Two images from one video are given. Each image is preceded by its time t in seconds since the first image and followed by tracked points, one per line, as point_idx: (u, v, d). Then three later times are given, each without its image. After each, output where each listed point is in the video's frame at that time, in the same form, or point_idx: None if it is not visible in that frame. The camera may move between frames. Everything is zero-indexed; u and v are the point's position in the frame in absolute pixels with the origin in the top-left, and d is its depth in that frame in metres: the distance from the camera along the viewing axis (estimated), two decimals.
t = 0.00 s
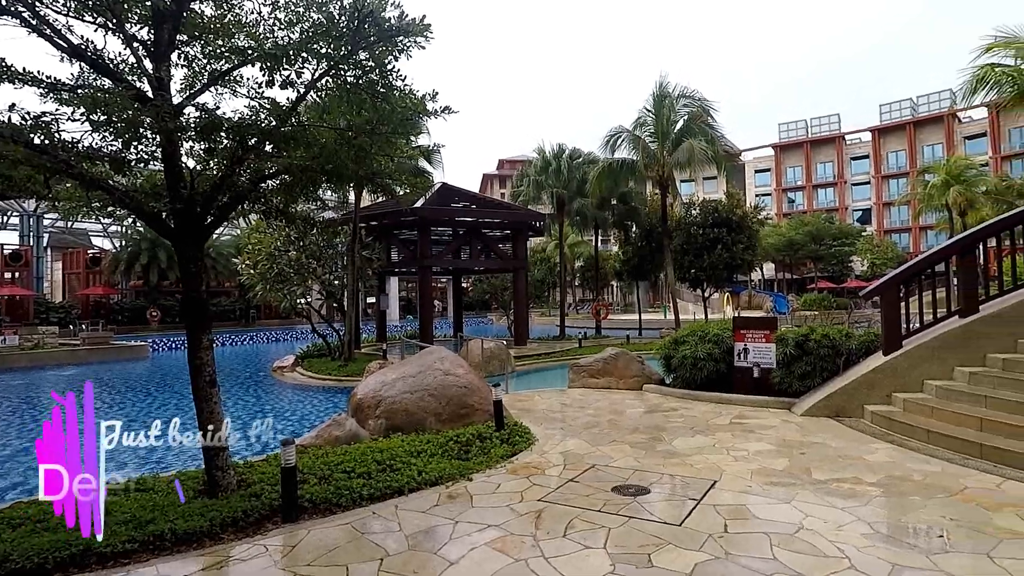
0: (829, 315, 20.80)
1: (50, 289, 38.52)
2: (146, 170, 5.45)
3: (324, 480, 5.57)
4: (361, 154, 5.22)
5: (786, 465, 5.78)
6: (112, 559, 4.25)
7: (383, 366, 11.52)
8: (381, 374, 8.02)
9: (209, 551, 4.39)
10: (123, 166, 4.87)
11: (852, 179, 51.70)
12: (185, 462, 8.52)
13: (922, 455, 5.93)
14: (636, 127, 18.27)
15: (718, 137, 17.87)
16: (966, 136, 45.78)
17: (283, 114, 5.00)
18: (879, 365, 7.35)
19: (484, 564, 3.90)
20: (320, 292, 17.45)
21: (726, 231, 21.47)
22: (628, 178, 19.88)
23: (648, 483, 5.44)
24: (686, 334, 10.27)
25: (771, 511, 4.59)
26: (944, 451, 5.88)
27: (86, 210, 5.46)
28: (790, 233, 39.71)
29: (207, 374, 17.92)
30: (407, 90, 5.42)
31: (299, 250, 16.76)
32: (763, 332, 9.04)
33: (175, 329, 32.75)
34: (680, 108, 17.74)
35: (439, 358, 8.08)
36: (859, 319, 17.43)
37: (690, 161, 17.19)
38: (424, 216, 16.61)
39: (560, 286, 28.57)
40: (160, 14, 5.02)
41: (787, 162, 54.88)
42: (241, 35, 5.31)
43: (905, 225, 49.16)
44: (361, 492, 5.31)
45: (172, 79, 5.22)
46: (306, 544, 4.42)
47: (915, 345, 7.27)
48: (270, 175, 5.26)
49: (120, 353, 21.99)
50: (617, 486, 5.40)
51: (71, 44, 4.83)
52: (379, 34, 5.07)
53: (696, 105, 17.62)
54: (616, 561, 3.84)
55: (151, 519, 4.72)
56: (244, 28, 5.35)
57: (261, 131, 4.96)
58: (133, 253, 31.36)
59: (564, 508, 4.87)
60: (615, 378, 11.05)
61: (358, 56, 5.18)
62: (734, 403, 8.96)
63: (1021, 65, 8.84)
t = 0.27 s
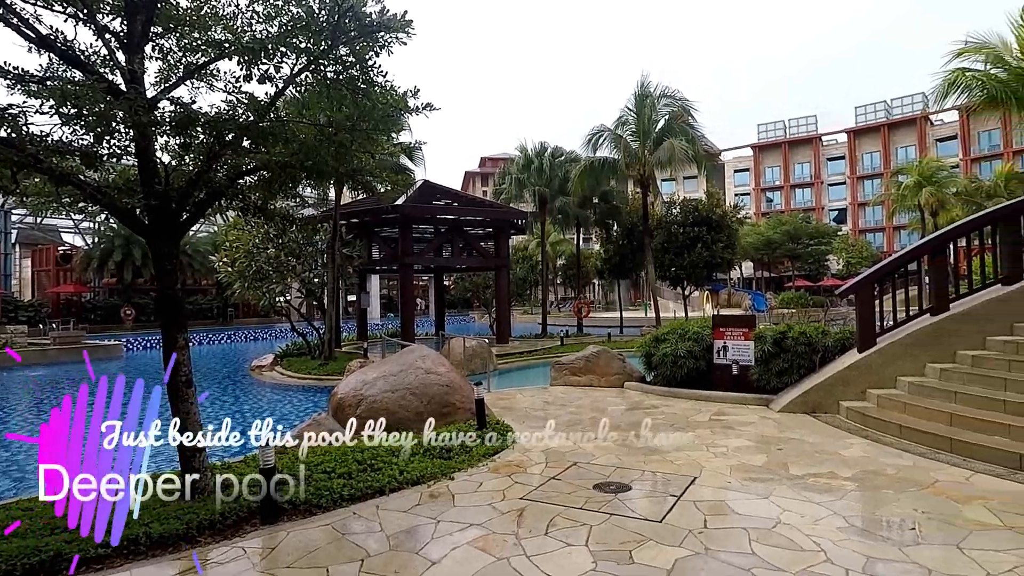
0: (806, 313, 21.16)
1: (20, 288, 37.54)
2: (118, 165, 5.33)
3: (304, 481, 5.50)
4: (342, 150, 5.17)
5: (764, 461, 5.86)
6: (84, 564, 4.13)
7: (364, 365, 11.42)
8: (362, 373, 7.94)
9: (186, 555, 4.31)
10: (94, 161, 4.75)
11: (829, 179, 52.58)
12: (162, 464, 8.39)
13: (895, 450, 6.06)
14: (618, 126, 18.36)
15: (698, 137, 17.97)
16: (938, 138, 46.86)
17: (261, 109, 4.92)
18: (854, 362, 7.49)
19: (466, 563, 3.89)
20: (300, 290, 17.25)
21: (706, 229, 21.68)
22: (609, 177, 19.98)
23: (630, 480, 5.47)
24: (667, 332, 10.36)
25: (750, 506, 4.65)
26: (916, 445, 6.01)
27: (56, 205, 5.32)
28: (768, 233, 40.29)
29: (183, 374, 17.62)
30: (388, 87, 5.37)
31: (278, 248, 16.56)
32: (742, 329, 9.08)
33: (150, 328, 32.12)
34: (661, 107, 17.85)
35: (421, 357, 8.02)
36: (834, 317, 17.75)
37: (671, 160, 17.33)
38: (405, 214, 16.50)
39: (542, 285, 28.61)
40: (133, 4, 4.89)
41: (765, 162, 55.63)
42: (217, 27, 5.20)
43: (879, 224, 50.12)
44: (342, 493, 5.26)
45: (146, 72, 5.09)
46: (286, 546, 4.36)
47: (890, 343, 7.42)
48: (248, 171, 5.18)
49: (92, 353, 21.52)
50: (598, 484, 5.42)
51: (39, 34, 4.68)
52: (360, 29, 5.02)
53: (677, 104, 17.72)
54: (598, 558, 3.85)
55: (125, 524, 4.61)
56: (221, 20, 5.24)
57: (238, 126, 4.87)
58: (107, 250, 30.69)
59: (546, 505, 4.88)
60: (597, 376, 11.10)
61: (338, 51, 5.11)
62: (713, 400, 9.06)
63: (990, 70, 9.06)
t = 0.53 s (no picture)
0: (781, 313, 21.52)
1: None
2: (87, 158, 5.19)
3: (279, 483, 5.43)
4: (320, 148, 5.12)
5: (739, 459, 5.94)
6: (49, 569, 3.99)
7: (341, 364, 11.29)
8: (339, 373, 7.85)
9: (156, 559, 4.21)
10: (62, 154, 4.61)
11: (803, 182, 53.55)
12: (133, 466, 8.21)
13: (865, 447, 6.20)
14: (598, 127, 18.47)
15: (676, 138, 18.11)
16: (908, 143, 48.03)
17: (237, 105, 4.83)
18: (826, 362, 7.63)
19: (443, 564, 3.86)
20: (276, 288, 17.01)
21: (684, 230, 21.92)
22: (589, 177, 20.08)
23: (608, 479, 5.50)
24: (645, 331, 10.44)
25: (726, 504, 4.70)
26: (886, 443, 6.15)
27: (21, 199, 5.16)
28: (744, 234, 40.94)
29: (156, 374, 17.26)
30: (367, 83, 5.31)
31: (254, 245, 16.30)
32: (718, 330, 9.18)
33: (121, 326, 31.40)
34: (640, 109, 17.98)
35: (399, 357, 7.96)
36: (808, 317, 18.09)
37: (650, 162, 17.48)
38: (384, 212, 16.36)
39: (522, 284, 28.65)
40: None
41: (742, 164, 56.44)
42: (191, 20, 5.08)
43: (851, 227, 51.21)
44: (318, 494, 5.20)
45: (116, 63, 4.95)
46: (260, 548, 4.30)
47: (861, 343, 7.57)
48: (222, 167, 5.09)
49: (60, 351, 20.97)
50: (576, 483, 5.44)
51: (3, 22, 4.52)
52: (338, 25, 4.96)
53: (656, 106, 17.85)
54: (576, 557, 3.86)
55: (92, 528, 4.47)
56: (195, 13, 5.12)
57: (213, 122, 4.78)
58: (75, 246, 29.92)
59: (524, 505, 4.87)
60: (576, 375, 11.15)
61: (316, 47, 5.04)
62: (690, 399, 9.16)
63: (957, 78, 9.29)
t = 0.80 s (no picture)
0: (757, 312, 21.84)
1: None
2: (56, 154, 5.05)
3: (256, 484, 5.35)
4: (297, 144, 5.06)
5: (716, 456, 6.01)
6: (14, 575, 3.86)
7: (320, 363, 11.18)
8: (317, 373, 7.74)
9: (128, 563, 4.12)
10: (29, 150, 4.48)
11: (780, 182, 54.40)
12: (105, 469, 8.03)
13: (839, 443, 6.32)
14: (578, 126, 18.54)
15: (655, 138, 18.21)
16: (881, 144, 49.04)
17: (211, 100, 4.71)
18: (801, 359, 7.77)
19: (423, 564, 3.84)
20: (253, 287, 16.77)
21: (663, 229, 22.10)
22: (570, 176, 20.13)
23: (588, 477, 5.52)
24: (624, 330, 10.50)
25: (703, 500, 4.76)
26: (859, 439, 6.27)
27: None
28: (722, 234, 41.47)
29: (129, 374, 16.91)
30: (345, 79, 5.26)
31: (230, 244, 16.05)
32: (697, 328, 9.27)
33: (92, 326, 30.73)
34: (620, 108, 18.07)
35: (379, 356, 7.89)
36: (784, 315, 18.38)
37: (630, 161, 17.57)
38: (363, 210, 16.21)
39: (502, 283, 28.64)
40: None
41: (720, 164, 57.13)
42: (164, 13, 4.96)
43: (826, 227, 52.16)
44: (296, 495, 5.14)
45: (86, 56, 4.82)
46: (236, 551, 4.23)
47: (835, 341, 7.71)
48: (196, 163, 4.99)
49: (28, 352, 20.42)
50: (556, 481, 5.45)
51: None
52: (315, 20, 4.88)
53: (635, 105, 17.93)
54: (556, 555, 3.87)
55: (61, 532, 4.35)
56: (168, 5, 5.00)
57: (187, 117, 4.68)
58: (44, 244, 29.13)
59: (504, 504, 4.87)
60: (556, 374, 11.18)
61: (293, 42, 4.97)
62: (669, 397, 9.24)
63: (928, 80, 9.50)
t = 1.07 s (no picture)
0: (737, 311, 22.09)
1: None
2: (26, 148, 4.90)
3: (235, 486, 5.27)
4: (276, 141, 4.98)
5: (697, 454, 6.06)
6: None
7: (300, 363, 11.05)
8: (297, 372, 7.64)
9: (102, 567, 4.02)
10: None
11: (759, 182, 55.09)
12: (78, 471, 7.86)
13: (817, 439, 6.42)
14: (561, 125, 18.62)
15: (638, 138, 18.30)
16: (857, 146, 49.93)
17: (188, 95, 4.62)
18: (780, 357, 7.87)
19: (404, 565, 3.82)
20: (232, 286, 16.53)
21: (644, 229, 22.25)
22: (552, 175, 20.18)
23: (570, 476, 5.53)
24: (606, 329, 10.55)
25: (684, 498, 4.79)
26: (836, 435, 6.38)
27: None
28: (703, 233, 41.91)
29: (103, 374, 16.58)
30: (326, 77, 5.19)
31: (208, 241, 15.80)
32: (678, 326, 9.29)
33: (64, 324, 30.08)
34: (602, 108, 18.18)
35: (360, 356, 7.81)
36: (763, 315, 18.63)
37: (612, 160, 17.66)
38: (344, 208, 16.08)
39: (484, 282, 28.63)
40: None
41: (700, 164, 57.72)
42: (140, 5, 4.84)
43: (804, 227, 52.96)
44: (275, 497, 5.08)
45: (58, 48, 4.69)
46: (214, 553, 4.17)
47: (813, 339, 7.81)
48: (173, 160, 4.88)
49: None
50: (539, 480, 5.46)
51: None
52: (296, 15, 4.80)
53: (618, 105, 18.08)
54: (537, 554, 3.87)
55: (31, 536, 4.23)
56: None
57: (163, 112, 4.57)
58: (15, 241, 28.45)
59: (486, 503, 4.86)
60: (538, 373, 11.19)
61: (272, 38, 4.87)
62: (651, 395, 9.30)
63: (903, 83, 9.70)
